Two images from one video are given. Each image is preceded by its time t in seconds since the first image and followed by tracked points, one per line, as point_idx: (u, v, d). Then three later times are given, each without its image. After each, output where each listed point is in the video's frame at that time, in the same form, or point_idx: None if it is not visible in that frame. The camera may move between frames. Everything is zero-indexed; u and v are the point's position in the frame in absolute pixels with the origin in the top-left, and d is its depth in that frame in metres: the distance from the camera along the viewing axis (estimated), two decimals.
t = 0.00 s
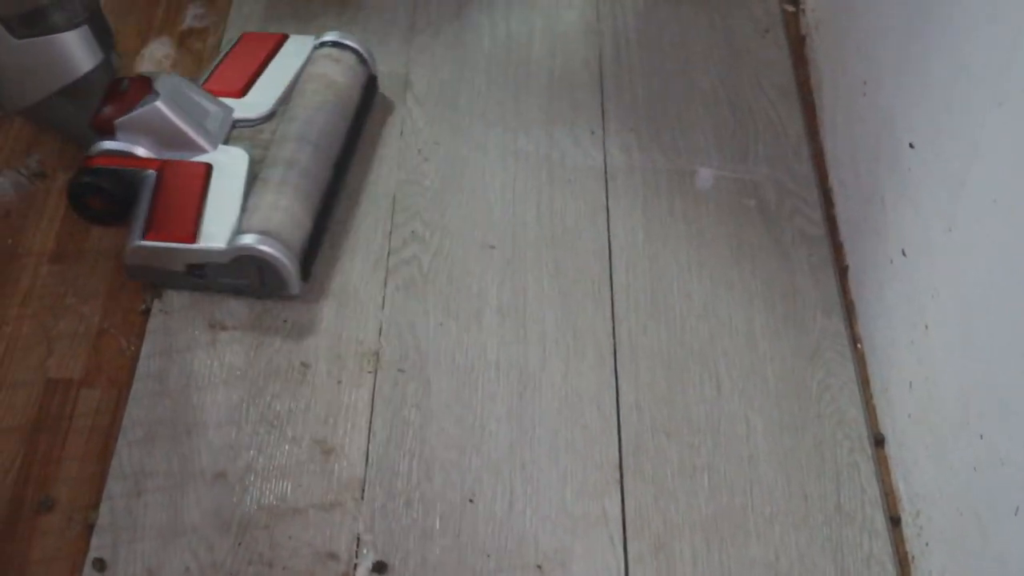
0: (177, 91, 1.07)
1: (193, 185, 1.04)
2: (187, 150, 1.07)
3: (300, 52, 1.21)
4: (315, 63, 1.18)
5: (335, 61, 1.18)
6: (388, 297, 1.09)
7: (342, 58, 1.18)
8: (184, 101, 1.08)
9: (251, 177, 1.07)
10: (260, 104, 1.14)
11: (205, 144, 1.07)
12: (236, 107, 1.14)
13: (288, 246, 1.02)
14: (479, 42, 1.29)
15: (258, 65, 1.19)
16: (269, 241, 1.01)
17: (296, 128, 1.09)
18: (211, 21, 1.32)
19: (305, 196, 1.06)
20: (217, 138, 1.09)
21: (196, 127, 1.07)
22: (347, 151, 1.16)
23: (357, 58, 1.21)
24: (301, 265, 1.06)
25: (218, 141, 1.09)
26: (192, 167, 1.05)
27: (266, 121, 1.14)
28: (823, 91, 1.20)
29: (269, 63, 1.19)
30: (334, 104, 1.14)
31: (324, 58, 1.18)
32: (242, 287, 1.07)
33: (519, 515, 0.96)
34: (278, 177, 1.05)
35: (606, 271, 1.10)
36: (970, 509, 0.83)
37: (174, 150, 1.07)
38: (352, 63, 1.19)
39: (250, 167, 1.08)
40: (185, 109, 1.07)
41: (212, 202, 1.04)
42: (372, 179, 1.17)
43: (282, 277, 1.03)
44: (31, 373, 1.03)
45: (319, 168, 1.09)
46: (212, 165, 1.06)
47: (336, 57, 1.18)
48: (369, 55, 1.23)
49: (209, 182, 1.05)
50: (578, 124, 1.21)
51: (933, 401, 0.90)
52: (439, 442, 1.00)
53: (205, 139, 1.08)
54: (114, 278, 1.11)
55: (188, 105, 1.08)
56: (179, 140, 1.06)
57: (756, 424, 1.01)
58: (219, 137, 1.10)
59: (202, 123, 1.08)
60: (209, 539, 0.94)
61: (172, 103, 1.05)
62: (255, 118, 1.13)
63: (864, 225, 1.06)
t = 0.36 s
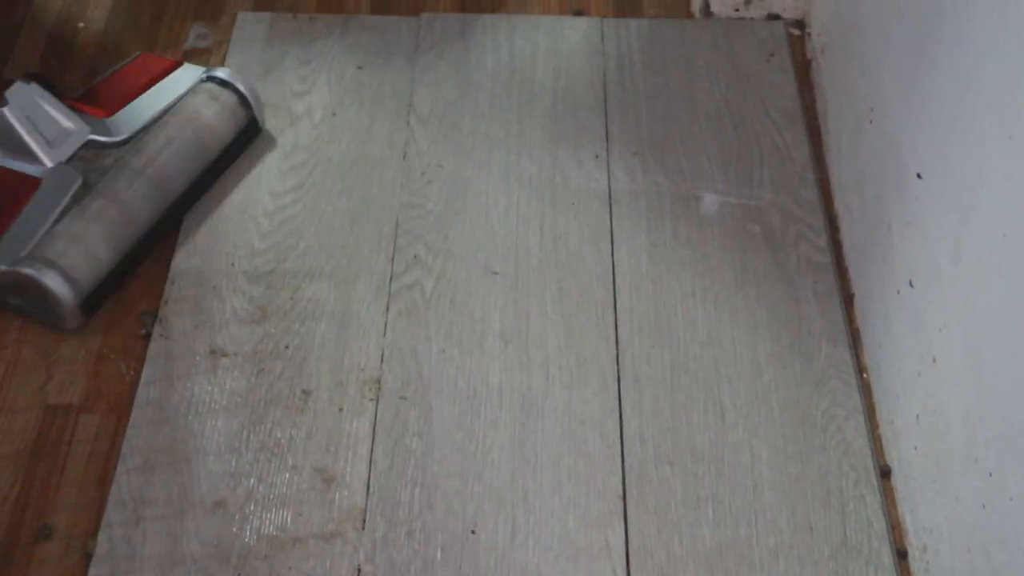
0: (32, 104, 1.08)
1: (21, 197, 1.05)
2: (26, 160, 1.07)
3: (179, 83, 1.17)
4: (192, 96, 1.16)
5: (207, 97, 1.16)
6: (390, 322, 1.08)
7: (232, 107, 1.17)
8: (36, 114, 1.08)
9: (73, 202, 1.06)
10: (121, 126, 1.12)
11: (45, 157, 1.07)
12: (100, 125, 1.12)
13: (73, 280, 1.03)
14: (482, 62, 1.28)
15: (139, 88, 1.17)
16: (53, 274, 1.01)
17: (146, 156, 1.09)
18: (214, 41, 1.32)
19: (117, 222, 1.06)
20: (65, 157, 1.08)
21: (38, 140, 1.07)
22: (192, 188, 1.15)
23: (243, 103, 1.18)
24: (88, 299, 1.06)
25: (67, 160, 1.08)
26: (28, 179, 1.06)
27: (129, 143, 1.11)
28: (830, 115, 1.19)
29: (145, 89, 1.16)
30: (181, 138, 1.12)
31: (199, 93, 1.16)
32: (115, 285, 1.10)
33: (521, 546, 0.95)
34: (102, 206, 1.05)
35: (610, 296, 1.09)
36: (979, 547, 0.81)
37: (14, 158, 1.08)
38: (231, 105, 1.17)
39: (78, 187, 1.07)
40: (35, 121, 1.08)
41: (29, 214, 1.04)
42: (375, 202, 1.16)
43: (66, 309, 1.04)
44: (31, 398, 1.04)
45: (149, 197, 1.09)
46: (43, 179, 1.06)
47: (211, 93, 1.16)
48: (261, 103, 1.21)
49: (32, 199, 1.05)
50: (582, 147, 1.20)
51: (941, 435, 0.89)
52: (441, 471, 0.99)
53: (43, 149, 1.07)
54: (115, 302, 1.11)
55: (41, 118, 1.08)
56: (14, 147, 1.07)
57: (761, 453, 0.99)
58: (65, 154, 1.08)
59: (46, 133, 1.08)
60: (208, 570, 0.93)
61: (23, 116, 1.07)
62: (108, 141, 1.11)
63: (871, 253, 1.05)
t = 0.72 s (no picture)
0: (24, 132, 1.05)
1: None
2: (11, 192, 1.04)
3: (184, 139, 1.12)
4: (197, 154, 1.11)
5: (210, 158, 1.11)
6: (398, 336, 1.08)
7: (236, 174, 1.13)
8: (28, 144, 1.05)
9: (41, 238, 1.02)
10: (116, 172, 1.07)
11: (27, 190, 1.04)
12: (96, 168, 1.07)
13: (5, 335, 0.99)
14: (489, 75, 1.28)
15: (144, 134, 1.12)
16: None
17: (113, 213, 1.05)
18: (221, 53, 1.32)
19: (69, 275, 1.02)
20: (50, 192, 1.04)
21: (22, 172, 1.04)
22: (174, 248, 1.11)
23: (249, 171, 1.14)
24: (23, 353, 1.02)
25: (51, 196, 1.04)
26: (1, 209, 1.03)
27: (118, 191, 1.06)
28: (837, 129, 1.19)
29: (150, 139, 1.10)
30: (166, 199, 1.08)
31: (205, 154, 1.11)
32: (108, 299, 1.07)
33: (531, 561, 0.94)
34: (64, 254, 1.01)
35: (618, 309, 1.09)
36: (991, 564, 0.80)
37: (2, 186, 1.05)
38: (234, 172, 1.13)
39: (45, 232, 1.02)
40: (26, 151, 1.05)
41: None
42: (382, 215, 1.16)
43: None
44: (38, 413, 1.04)
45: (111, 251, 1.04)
46: (16, 214, 1.03)
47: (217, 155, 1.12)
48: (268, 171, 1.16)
49: None
50: (590, 160, 1.20)
51: (953, 451, 0.88)
52: (450, 485, 0.99)
53: (28, 181, 1.04)
54: (123, 315, 1.11)
55: (33, 147, 1.05)
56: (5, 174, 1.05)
57: (771, 468, 0.99)
58: (48, 191, 1.04)
59: (34, 166, 1.05)
60: None
61: (12, 147, 1.04)
62: (98, 185, 1.05)
63: (880, 267, 1.05)
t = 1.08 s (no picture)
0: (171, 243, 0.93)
1: (120, 347, 0.90)
2: (150, 304, 0.93)
3: (346, 255, 1.01)
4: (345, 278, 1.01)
5: (362, 280, 1.01)
6: (409, 340, 1.08)
7: (387, 295, 1.02)
8: (166, 253, 0.93)
9: (182, 361, 0.93)
10: (260, 290, 0.96)
11: (168, 308, 0.93)
12: (240, 283, 0.96)
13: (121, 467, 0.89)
14: (499, 79, 1.28)
15: (292, 244, 1.00)
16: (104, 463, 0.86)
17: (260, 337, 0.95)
18: (229, 56, 1.32)
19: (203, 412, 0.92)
20: (184, 308, 0.94)
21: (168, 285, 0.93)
22: (333, 372, 1.01)
23: (402, 295, 1.03)
24: (142, 492, 0.92)
25: (188, 314, 0.94)
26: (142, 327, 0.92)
27: (262, 313, 0.96)
28: (848, 134, 1.19)
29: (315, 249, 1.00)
30: (314, 331, 0.97)
31: (357, 276, 1.01)
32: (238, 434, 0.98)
33: (543, 566, 0.94)
34: (193, 384, 0.92)
35: (629, 314, 1.09)
36: (1006, 570, 0.80)
37: (139, 297, 0.94)
38: (386, 293, 1.02)
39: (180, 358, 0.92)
40: (169, 267, 0.93)
41: (117, 373, 0.89)
42: (393, 219, 1.16)
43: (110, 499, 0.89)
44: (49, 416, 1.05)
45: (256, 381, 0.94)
46: (152, 334, 0.92)
47: (367, 274, 1.01)
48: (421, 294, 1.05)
49: (138, 356, 0.90)
50: (600, 164, 1.20)
51: (968, 457, 0.88)
52: (462, 490, 0.99)
53: (163, 297, 0.93)
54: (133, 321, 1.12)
55: (171, 259, 0.93)
56: (135, 283, 0.94)
57: (784, 474, 0.99)
58: (187, 307, 0.94)
59: (175, 280, 0.93)
60: None
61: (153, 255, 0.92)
62: (241, 304, 0.95)
63: (893, 271, 1.05)
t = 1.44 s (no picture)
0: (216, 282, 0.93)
1: (156, 384, 0.90)
2: (191, 343, 0.93)
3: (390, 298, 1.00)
4: (390, 322, 0.99)
5: (406, 325, 0.99)
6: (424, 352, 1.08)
7: (431, 341, 1.00)
8: (210, 291, 0.93)
9: (219, 402, 0.91)
10: (301, 331, 0.95)
11: (207, 346, 0.93)
12: (281, 324, 0.96)
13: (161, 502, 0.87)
14: (512, 93, 1.29)
15: (337, 286, 0.99)
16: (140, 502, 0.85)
17: (303, 376, 0.94)
18: (243, 70, 1.32)
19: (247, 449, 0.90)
20: (225, 346, 0.93)
21: (209, 322, 0.93)
22: (372, 417, 0.98)
23: (446, 339, 1.01)
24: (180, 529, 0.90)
25: (228, 352, 0.93)
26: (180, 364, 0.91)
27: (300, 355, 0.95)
28: (860, 148, 1.20)
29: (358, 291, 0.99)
30: (351, 373, 0.95)
31: (399, 321, 0.99)
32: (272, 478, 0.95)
33: None
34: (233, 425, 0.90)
35: (643, 327, 1.09)
36: None
37: (181, 335, 0.94)
38: (429, 337, 1.00)
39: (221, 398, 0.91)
40: (212, 302, 0.93)
41: (154, 411, 0.89)
42: (408, 232, 1.16)
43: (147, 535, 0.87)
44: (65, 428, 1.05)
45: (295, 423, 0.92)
46: (191, 372, 0.91)
47: (411, 321, 0.99)
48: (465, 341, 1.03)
49: (173, 392, 0.90)
50: (613, 178, 1.20)
51: (981, 470, 0.88)
52: (476, 502, 0.99)
53: (203, 335, 0.92)
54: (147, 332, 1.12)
55: (214, 297, 0.93)
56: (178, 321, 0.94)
57: (798, 488, 0.99)
58: (227, 345, 0.93)
59: (216, 317, 0.93)
60: None
61: (197, 294, 0.93)
62: (281, 344, 0.94)
63: (906, 285, 1.05)
